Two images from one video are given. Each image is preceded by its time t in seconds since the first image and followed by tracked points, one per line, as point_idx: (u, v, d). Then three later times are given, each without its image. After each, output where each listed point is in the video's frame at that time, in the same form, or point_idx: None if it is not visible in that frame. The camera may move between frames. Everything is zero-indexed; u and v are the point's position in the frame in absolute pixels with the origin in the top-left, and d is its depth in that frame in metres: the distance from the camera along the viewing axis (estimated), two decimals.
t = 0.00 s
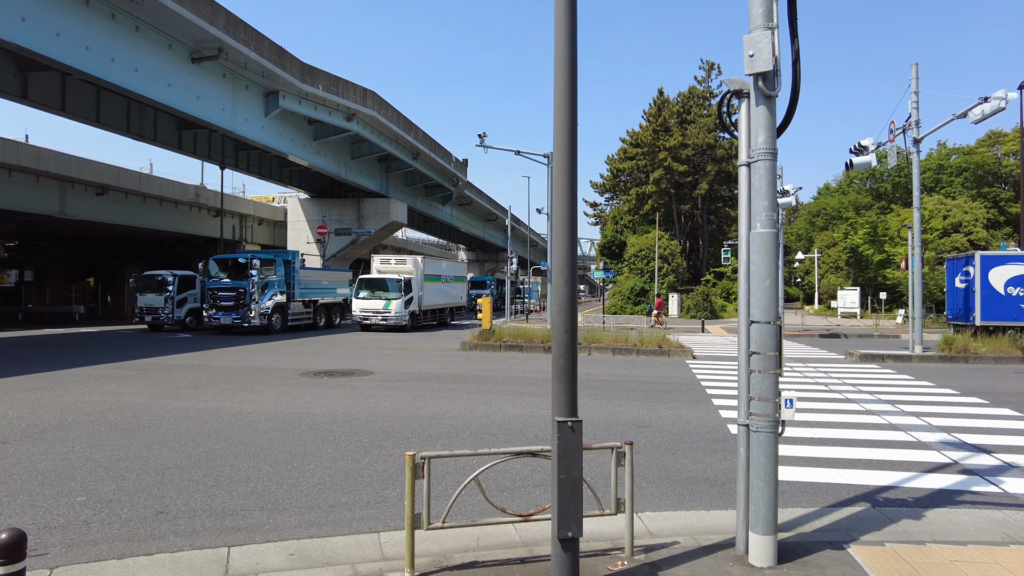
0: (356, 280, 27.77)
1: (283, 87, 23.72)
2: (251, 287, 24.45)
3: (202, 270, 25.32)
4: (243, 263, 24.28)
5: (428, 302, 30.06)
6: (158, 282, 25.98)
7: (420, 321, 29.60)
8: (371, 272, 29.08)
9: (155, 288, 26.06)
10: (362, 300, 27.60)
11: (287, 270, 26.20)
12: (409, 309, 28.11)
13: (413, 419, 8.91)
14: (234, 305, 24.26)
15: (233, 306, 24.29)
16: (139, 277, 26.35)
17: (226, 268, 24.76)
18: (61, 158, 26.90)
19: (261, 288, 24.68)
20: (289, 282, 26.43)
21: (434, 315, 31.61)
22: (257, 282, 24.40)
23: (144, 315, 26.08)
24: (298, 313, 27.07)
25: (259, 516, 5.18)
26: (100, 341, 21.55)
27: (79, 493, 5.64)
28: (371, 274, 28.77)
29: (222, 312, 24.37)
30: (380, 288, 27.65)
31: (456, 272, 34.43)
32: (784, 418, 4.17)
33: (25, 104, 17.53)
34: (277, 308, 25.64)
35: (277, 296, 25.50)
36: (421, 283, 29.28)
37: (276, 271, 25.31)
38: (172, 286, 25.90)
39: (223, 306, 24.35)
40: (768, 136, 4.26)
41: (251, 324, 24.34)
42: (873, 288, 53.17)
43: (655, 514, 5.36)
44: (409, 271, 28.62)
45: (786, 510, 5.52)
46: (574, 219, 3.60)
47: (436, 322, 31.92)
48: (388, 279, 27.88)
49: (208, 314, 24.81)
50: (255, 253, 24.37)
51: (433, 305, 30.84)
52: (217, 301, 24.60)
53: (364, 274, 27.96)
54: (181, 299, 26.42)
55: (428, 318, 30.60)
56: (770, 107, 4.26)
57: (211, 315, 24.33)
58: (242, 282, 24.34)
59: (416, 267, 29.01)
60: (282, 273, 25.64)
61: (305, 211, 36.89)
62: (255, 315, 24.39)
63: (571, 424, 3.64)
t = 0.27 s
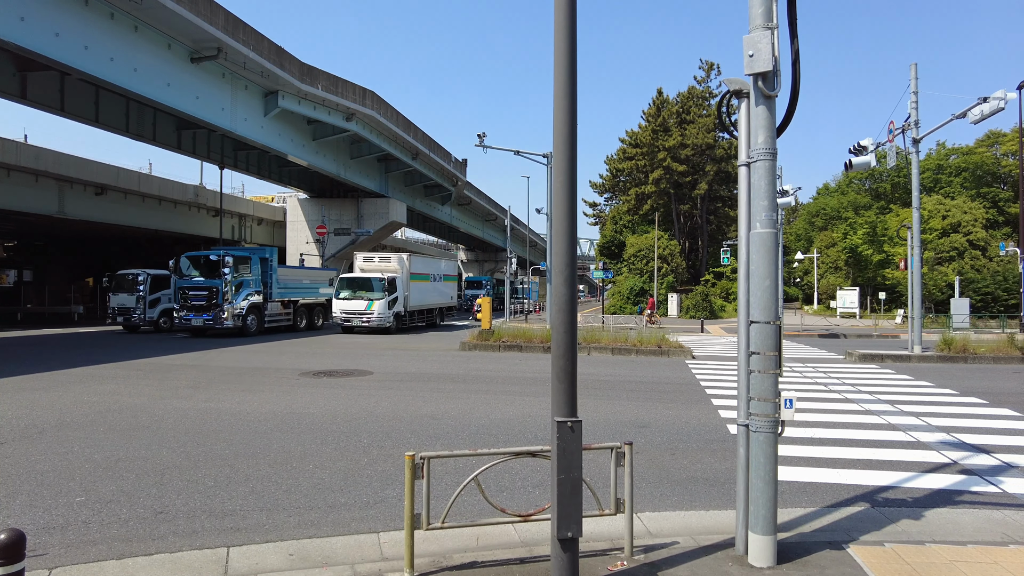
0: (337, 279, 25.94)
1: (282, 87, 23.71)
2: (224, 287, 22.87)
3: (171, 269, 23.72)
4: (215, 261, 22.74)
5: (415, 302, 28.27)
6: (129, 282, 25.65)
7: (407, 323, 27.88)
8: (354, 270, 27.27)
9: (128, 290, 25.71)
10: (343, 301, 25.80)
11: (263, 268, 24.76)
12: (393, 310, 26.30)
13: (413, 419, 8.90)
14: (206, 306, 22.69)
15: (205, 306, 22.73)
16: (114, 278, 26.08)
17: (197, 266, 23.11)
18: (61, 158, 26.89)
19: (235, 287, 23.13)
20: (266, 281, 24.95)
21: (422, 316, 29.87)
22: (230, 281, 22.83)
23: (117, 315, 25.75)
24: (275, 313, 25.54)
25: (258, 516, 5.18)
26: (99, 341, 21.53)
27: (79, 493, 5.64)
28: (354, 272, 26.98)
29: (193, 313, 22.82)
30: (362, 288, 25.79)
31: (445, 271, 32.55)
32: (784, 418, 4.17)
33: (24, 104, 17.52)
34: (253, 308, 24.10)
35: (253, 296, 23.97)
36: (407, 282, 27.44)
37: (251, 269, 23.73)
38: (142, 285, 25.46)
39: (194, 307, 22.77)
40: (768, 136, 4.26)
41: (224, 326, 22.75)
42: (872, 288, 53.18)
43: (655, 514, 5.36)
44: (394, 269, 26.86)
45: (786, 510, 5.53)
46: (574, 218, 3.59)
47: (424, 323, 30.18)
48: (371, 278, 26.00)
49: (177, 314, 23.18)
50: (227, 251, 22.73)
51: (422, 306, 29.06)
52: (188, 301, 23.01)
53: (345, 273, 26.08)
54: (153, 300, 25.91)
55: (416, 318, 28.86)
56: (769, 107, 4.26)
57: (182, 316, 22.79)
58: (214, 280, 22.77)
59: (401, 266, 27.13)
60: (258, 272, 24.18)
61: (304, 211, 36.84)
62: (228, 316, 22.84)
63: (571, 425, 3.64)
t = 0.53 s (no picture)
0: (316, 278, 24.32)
1: (281, 87, 23.68)
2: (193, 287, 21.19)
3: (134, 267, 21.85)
4: (182, 259, 20.96)
5: (400, 302, 26.57)
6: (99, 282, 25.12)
7: (391, 324, 26.21)
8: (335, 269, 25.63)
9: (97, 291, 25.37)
10: (321, 301, 24.13)
11: (235, 266, 23.29)
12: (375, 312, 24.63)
13: (412, 419, 8.90)
14: (172, 308, 20.98)
15: (171, 308, 20.98)
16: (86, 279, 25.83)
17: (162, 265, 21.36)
18: (59, 158, 26.87)
19: (203, 288, 21.44)
20: (237, 280, 23.40)
21: (410, 316, 28.18)
22: (199, 280, 21.18)
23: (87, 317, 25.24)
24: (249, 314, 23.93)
25: (257, 517, 5.17)
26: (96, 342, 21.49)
27: (77, 494, 5.63)
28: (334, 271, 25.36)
29: (159, 316, 21.09)
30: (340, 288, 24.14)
31: (435, 269, 30.81)
32: (783, 419, 4.17)
33: (22, 104, 17.50)
34: (224, 309, 22.57)
35: (224, 296, 22.35)
36: (390, 281, 25.76)
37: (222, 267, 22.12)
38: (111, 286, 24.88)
39: (159, 308, 21.03)
40: (767, 136, 4.26)
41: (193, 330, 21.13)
42: (870, 288, 53.26)
43: (654, 514, 5.36)
44: (375, 267, 25.18)
45: (785, 510, 5.53)
46: (573, 218, 3.60)
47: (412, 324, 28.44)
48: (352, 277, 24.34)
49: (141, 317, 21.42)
50: (194, 248, 21.01)
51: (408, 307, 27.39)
52: (153, 302, 21.22)
53: (323, 271, 24.47)
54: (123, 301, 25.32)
55: (401, 319, 27.19)
56: (768, 107, 4.26)
57: (147, 318, 21.06)
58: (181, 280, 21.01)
59: (384, 264, 25.50)
60: (230, 271, 22.60)
61: (303, 211, 36.81)
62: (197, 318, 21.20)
63: (570, 425, 3.64)
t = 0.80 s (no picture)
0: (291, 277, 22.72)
1: (280, 87, 23.67)
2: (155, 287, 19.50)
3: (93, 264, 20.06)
4: (142, 256, 19.20)
5: (384, 303, 24.98)
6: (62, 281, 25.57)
7: (373, 326, 24.66)
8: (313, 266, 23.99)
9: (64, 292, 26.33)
10: (297, 301, 22.54)
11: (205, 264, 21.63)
12: (356, 313, 23.06)
13: (411, 419, 8.90)
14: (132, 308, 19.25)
15: (131, 309, 19.25)
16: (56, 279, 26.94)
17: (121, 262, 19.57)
18: (58, 158, 26.83)
19: (166, 287, 19.70)
20: (206, 279, 21.72)
21: (394, 317, 26.60)
22: (163, 280, 19.47)
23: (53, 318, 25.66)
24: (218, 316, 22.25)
25: (256, 517, 5.17)
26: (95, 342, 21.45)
27: (76, 494, 5.62)
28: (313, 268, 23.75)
29: (117, 317, 19.35)
30: (318, 287, 22.52)
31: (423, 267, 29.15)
32: (783, 419, 4.17)
33: (20, 104, 17.48)
34: (190, 310, 20.92)
35: (190, 296, 20.67)
36: (372, 280, 24.14)
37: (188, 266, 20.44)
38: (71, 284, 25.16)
39: (118, 309, 19.31)
40: (766, 136, 4.26)
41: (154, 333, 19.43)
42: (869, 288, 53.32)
43: (653, 514, 5.36)
44: (356, 266, 23.58)
45: (784, 510, 5.53)
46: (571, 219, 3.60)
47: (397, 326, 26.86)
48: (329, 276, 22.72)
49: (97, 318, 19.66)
50: (157, 245, 19.29)
51: (392, 307, 25.81)
52: (111, 302, 19.48)
53: (299, 269, 22.85)
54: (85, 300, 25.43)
55: (385, 321, 25.62)
56: (767, 107, 4.26)
57: (104, 320, 19.33)
58: (142, 278, 19.26)
59: (366, 262, 23.81)
60: (197, 269, 20.91)
61: (302, 211, 36.78)
62: (160, 321, 19.52)
63: (569, 426, 3.64)
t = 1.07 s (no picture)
0: (264, 275, 21.11)
1: (279, 87, 23.64)
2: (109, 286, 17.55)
3: (40, 261, 18.06)
4: (93, 251, 17.27)
5: (365, 304, 23.54)
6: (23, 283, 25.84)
7: (354, 328, 23.16)
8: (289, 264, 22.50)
9: (24, 292, 26.55)
10: (270, 301, 20.95)
11: (166, 261, 19.74)
12: (333, 314, 21.56)
13: (410, 420, 8.89)
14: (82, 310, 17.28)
15: (82, 310, 17.30)
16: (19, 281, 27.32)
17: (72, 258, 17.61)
18: (57, 158, 26.81)
19: (121, 285, 17.74)
20: (167, 278, 19.79)
21: (378, 318, 25.09)
22: (118, 278, 17.55)
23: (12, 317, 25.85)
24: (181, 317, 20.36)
25: (255, 518, 5.16)
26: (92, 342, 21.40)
27: (74, 495, 5.61)
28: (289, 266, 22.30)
29: (66, 319, 17.38)
30: (292, 286, 20.99)
31: (409, 266, 27.74)
32: (782, 419, 4.16)
33: (19, 104, 17.47)
34: (148, 311, 18.98)
35: (149, 296, 18.77)
36: (352, 279, 22.71)
37: (147, 263, 18.50)
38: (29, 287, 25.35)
39: (66, 310, 17.31)
40: (765, 136, 4.27)
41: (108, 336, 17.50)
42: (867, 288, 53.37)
43: (652, 514, 5.37)
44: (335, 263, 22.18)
45: (783, 510, 5.54)
46: (570, 218, 3.60)
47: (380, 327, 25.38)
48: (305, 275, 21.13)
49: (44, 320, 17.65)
50: (110, 241, 17.36)
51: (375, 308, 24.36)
52: (59, 303, 17.47)
53: (273, 267, 21.28)
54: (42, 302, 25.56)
55: (367, 322, 24.11)
56: (767, 107, 4.27)
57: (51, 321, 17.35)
58: (94, 277, 17.31)
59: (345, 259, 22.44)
60: (158, 266, 19.00)
61: (300, 211, 36.74)
62: (114, 324, 17.59)
63: (569, 425, 3.63)
